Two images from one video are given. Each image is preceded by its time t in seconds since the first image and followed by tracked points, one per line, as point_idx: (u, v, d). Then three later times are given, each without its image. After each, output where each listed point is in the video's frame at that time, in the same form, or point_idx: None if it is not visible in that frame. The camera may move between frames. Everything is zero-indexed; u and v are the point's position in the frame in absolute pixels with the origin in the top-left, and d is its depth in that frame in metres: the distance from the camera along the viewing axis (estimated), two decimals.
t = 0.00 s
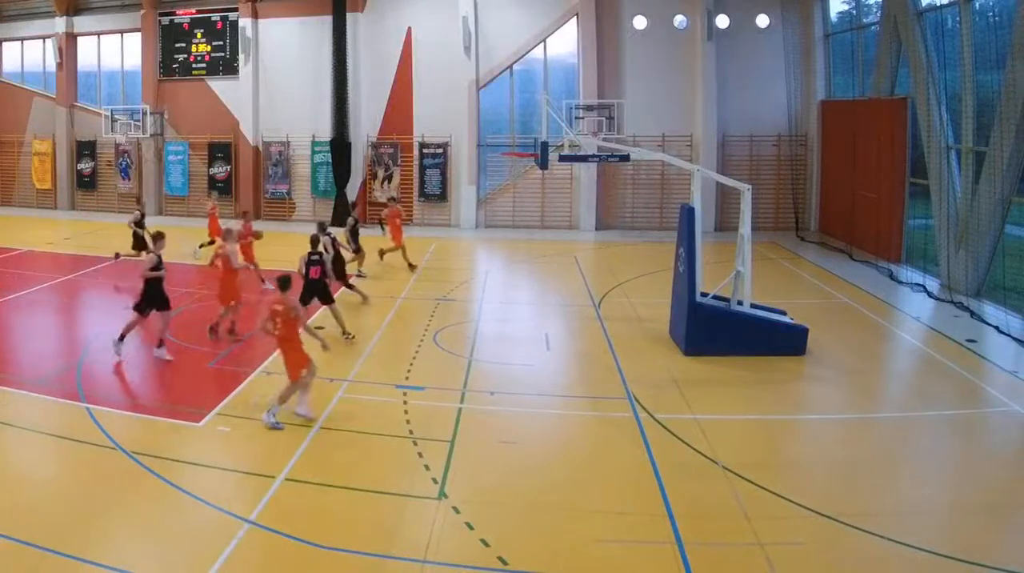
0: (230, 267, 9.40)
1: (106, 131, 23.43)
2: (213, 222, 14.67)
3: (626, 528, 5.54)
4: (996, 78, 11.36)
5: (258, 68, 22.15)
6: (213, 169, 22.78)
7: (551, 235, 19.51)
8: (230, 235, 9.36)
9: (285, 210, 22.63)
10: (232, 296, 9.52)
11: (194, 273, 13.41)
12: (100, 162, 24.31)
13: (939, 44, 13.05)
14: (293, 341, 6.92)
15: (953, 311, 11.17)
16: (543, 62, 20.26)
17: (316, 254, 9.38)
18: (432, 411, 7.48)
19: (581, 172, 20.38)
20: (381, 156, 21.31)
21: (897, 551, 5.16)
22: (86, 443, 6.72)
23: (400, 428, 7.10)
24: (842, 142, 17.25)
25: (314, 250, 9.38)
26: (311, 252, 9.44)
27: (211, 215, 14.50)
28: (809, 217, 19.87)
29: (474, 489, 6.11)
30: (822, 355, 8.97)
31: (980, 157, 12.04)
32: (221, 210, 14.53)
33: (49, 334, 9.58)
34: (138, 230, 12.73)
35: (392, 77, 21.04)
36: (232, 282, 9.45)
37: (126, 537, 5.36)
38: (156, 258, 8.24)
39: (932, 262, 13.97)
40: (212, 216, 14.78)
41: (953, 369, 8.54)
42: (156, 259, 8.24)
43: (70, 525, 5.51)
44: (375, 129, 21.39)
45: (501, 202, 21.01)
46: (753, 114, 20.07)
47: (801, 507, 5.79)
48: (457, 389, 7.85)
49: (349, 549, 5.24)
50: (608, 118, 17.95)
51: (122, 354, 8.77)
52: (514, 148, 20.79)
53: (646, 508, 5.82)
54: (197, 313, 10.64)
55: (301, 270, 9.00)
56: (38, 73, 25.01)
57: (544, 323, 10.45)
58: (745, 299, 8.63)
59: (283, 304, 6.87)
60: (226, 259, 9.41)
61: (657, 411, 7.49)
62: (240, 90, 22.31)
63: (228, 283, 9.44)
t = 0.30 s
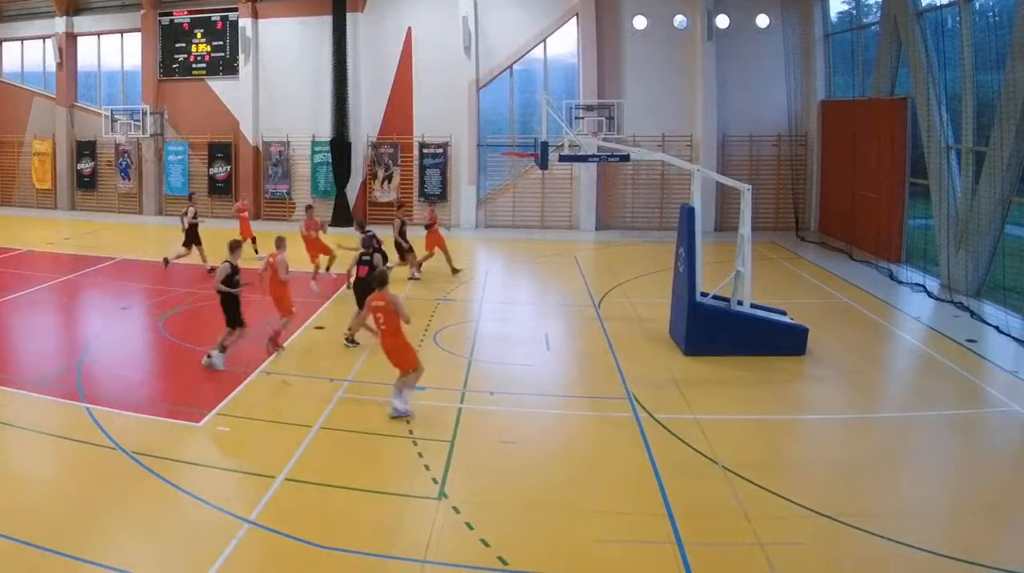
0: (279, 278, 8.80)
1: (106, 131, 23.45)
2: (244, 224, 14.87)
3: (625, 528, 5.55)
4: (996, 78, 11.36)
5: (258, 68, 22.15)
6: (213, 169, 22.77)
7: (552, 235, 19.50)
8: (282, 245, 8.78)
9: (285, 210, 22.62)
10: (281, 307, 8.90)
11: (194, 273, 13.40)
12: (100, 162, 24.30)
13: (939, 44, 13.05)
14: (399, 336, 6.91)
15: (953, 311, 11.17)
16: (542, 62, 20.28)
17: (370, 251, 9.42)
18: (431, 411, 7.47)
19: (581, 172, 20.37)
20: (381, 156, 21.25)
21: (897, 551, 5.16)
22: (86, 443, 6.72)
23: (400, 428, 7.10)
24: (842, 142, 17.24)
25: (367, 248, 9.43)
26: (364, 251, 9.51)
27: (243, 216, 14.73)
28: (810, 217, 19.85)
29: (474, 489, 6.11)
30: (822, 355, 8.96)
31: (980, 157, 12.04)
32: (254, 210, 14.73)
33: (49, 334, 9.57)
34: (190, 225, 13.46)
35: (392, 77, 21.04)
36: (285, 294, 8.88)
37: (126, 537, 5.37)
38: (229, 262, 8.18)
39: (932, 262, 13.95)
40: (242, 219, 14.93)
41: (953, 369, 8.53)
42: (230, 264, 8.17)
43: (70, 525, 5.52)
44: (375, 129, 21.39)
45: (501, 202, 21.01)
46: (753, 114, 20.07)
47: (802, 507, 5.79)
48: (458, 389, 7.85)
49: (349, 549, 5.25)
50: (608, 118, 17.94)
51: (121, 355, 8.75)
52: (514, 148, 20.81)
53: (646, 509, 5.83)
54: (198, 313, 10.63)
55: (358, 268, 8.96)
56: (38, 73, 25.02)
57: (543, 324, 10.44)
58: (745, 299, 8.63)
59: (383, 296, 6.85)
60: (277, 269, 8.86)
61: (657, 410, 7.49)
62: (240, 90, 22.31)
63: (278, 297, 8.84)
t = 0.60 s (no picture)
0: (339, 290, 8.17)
1: (114, 132, 23.59)
2: (278, 223, 14.28)
3: (632, 528, 5.56)
4: (1004, 78, 11.34)
5: (265, 68, 22.07)
6: (219, 170, 22.80)
7: (560, 235, 19.49)
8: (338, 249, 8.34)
9: (292, 210, 22.62)
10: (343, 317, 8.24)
11: (202, 273, 13.38)
12: (107, 162, 24.31)
13: (947, 44, 13.04)
14: (479, 329, 7.09)
15: (960, 312, 11.18)
16: (550, 62, 20.29)
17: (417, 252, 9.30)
18: (439, 410, 7.47)
19: (588, 172, 20.36)
20: (389, 157, 21.34)
21: (904, 551, 5.17)
22: (93, 443, 6.72)
23: (407, 427, 7.10)
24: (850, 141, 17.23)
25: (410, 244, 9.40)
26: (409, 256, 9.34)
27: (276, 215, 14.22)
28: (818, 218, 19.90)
29: (481, 489, 6.13)
30: (829, 355, 8.95)
31: (988, 157, 12.02)
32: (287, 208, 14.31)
33: (56, 334, 9.56)
34: (245, 230, 13.07)
35: (399, 78, 21.05)
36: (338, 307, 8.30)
37: (134, 537, 5.38)
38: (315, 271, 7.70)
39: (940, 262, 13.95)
40: (276, 218, 14.35)
41: (960, 369, 8.52)
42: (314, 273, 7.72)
43: (77, 525, 5.53)
44: (382, 130, 21.43)
45: (509, 202, 21.02)
46: (760, 113, 20.03)
47: (808, 507, 5.80)
48: (465, 389, 7.85)
49: (356, 549, 5.26)
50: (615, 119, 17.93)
51: (129, 355, 8.72)
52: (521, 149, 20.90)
53: (653, 509, 5.84)
54: (205, 313, 10.59)
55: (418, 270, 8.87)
56: (45, 73, 25.05)
57: (550, 323, 10.43)
58: (753, 300, 8.61)
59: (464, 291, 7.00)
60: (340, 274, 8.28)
61: (664, 410, 7.49)
62: (246, 90, 22.32)
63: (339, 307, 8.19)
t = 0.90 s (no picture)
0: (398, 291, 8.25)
1: (134, 131, 23.66)
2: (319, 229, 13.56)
3: (651, 528, 5.56)
4: None
5: (285, 68, 22.14)
6: (240, 169, 22.82)
7: (579, 235, 19.49)
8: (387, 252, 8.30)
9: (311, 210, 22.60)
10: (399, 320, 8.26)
11: (221, 273, 13.37)
12: (126, 162, 24.35)
13: (966, 44, 13.04)
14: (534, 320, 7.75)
15: (980, 311, 11.17)
16: (569, 62, 20.27)
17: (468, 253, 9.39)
18: (459, 411, 7.46)
19: (608, 172, 20.34)
20: (408, 157, 21.31)
21: (923, 551, 5.17)
22: (112, 443, 6.72)
23: (427, 427, 7.09)
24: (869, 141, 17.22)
25: (457, 238, 9.60)
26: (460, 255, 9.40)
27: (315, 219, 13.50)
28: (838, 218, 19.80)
29: (501, 489, 6.13)
30: (848, 355, 8.94)
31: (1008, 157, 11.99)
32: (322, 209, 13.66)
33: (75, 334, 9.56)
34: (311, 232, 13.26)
35: (418, 78, 21.05)
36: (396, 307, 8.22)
37: (154, 537, 5.39)
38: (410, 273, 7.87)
39: (959, 262, 13.94)
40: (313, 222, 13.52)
41: (980, 370, 8.50)
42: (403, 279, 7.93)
43: (97, 525, 5.53)
44: (402, 130, 21.38)
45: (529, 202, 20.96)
46: (780, 113, 20.00)
47: (828, 507, 5.80)
48: (485, 389, 7.84)
49: (376, 549, 5.27)
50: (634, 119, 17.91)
51: (149, 355, 8.70)
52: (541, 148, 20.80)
53: (671, 509, 5.84)
54: (224, 313, 10.58)
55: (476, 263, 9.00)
56: (64, 73, 25.06)
57: (569, 324, 10.41)
58: (772, 300, 8.60)
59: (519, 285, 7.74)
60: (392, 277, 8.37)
61: (683, 410, 7.48)
62: (267, 90, 22.26)
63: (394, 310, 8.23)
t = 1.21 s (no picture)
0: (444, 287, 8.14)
1: (153, 132, 23.73)
2: (340, 221, 13.72)
3: (671, 528, 5.56)
4: None
5: (304, 68, 22.06)
6: (259, 170, 22.85)
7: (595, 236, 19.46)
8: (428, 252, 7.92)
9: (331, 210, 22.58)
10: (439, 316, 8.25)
11: (242, 273, 13.37)
12: (146, 162, 24.40)
13: (985, 43, 13.03)
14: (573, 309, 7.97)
15: (999, 312, 11.16)
16: (589, 62, 20.24)
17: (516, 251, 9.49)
18: (479, 411, 7.45)
19: (627, 172, 20.23)
20: (427, 157, 21.34)
21: (942, 551, 5.18)
22: (132, 443, 6.72)
23: (446, 427, 7.09)
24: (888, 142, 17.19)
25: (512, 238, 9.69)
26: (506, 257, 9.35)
27: (338, 212, 13.66)
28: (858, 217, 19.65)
29: (520, 488, 6.14)
30: (867, 355, 8.92)
31: None
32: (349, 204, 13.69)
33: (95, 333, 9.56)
34: (365, 235, 12.84)
35: (437, 78, 21.07)
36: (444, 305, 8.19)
37: (174, 537, 5.39)
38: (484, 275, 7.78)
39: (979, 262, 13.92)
40: (337, 215, 13.85)
41: (1000, 370, 8.49)
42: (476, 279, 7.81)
43: (117, 524, 5.54)
44: (421, 130, 21.40)
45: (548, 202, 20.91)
46: (799, 113, 19.80)
47: (847, 507, 5.80)
48: (505, 389, 7.82)
49: (395, 549, 5.27)
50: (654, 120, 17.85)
51: (168, 356, 8.69)
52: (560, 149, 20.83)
53: (692, 509, 5.85)
54: (244, 313, 10.56)
55: (520, 258, 8.93)
56: (84, 73, 25.06)
57: (586, 324, 10.39)
58: (791, 299, 8.58)
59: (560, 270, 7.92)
60: (437, 277, 8.08)
61: (703, 410, 7.48)
62: (286, 91, 22.31)
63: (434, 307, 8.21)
